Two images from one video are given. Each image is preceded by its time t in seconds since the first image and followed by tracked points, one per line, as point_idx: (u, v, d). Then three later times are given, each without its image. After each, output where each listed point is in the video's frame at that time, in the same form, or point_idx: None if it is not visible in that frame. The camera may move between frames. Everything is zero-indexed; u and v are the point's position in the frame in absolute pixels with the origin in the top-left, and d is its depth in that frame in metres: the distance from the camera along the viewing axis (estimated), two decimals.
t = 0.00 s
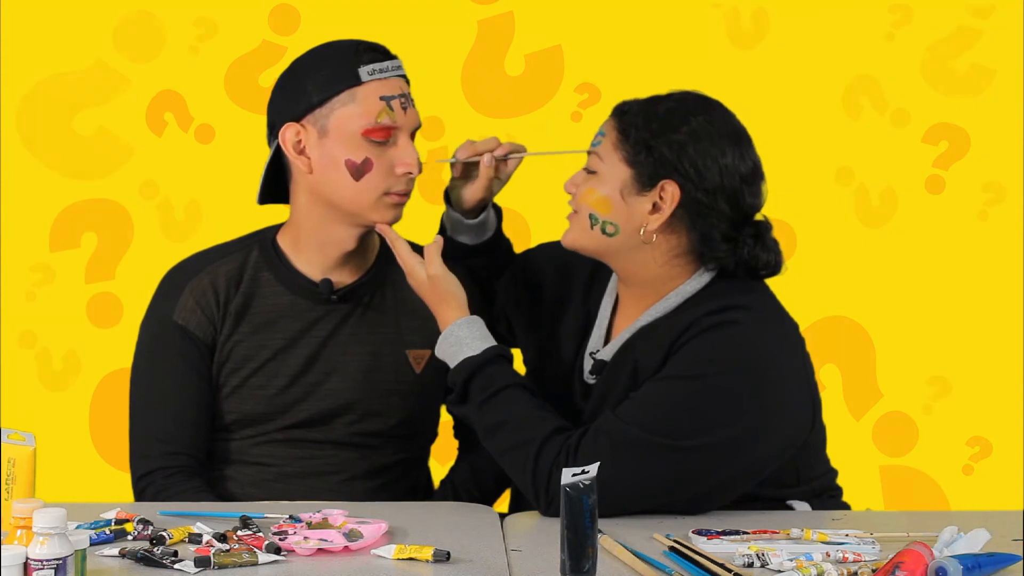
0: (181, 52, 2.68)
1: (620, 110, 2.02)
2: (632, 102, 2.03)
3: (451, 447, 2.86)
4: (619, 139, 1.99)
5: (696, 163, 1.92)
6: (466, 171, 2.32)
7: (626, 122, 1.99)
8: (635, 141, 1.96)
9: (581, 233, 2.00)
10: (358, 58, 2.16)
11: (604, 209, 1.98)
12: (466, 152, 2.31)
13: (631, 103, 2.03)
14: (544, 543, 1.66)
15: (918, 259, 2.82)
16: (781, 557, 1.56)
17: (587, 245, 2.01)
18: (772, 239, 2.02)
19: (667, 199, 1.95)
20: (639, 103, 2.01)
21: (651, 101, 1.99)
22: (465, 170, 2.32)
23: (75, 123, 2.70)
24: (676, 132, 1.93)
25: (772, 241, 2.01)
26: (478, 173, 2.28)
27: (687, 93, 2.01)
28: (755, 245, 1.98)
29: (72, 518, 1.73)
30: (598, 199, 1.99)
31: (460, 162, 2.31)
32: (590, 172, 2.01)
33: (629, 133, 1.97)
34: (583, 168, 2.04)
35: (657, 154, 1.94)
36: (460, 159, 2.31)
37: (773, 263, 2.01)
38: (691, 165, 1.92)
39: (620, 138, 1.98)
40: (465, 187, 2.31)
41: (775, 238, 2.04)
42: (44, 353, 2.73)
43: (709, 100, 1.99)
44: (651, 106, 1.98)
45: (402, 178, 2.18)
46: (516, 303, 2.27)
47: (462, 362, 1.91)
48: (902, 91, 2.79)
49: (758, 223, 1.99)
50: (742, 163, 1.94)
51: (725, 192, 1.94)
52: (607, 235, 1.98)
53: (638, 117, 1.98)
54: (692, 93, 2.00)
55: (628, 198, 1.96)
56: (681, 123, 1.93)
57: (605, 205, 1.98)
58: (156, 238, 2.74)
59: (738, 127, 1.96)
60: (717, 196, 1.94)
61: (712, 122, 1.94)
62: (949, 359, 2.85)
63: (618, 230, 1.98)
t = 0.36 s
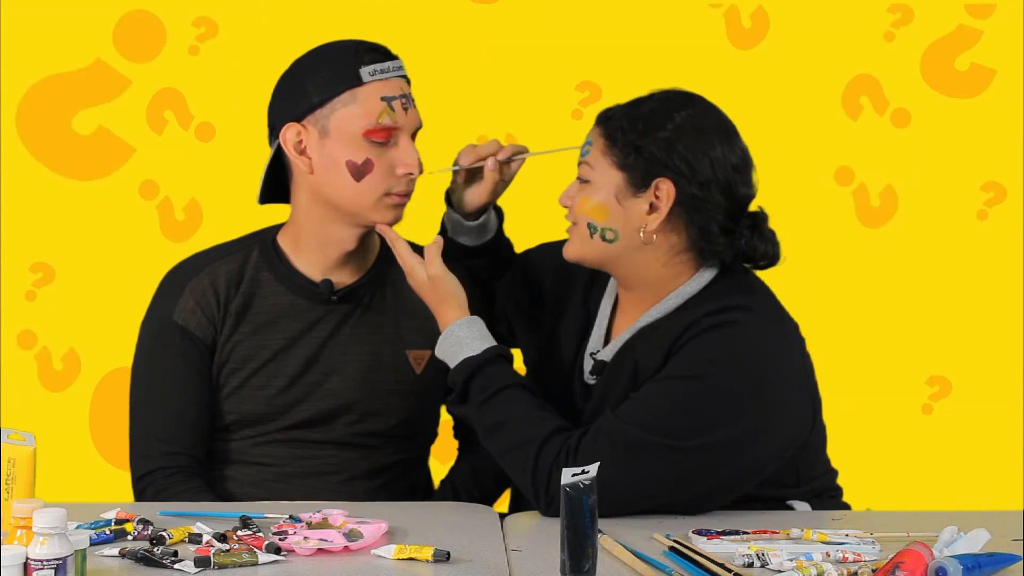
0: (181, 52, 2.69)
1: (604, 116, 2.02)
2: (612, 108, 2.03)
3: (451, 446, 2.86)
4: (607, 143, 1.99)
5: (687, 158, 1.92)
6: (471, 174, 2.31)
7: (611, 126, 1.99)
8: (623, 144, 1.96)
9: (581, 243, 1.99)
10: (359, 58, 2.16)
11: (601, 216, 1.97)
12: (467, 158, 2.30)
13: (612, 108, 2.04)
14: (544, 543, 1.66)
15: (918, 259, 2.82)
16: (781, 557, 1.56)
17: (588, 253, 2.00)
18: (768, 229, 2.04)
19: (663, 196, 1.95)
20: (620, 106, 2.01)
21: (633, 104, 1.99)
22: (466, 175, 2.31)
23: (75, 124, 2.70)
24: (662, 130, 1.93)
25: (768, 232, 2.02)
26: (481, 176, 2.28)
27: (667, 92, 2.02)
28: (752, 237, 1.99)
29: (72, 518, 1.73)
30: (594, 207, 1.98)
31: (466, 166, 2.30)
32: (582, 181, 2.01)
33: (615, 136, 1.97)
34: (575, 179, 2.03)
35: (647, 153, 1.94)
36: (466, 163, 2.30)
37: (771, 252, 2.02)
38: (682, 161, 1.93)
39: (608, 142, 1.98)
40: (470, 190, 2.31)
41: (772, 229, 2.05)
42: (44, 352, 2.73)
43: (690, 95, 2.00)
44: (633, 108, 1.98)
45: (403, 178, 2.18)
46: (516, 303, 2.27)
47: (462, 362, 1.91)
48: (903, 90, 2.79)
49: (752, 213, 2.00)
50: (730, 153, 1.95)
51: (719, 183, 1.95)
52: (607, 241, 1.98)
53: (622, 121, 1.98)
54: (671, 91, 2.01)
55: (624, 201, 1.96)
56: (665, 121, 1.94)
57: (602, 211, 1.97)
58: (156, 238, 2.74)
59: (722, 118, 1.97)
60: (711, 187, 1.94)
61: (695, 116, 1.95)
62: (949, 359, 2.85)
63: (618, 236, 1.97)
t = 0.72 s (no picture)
0: (181, 53, 2.68)
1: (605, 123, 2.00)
2: (612, 113, 2.02)
3: (452, 447, 2.86)
4: (609, 152, 1.98)
5: (691, 167, 1.92)
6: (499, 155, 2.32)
7: (613, 135, 1.98)
8: (626, 154, 1.96)
9: (586, 252, 2.01)
10: (359, 59, 2.16)
11: (605, 226, 1.98)
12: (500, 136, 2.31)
13: (612, 114, 2.03)
14: (544, 543, 1.66)
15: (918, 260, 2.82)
16: (781, 557, 1.56)
17: (592, 262, 2.01)
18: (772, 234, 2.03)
19: (667, 208, 1.95)
20: (621, 113, 2.00)
21: (633, 111, 1.98)
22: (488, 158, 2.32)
23: (75, 125, 2.70)
24: (665, 139, 1.93)
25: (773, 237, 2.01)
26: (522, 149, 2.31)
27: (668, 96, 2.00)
28: (756, 242, 1.98)
29: (72, 518, 1.73)
30: (597, 217, 1.99)
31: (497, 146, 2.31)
32: (584, 190, 2.01)
33: (618, 145, 1.96)
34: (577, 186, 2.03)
35: (650, 163, 1.93)
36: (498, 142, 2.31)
37: (775, 258, 2.01)
38: (687, 171, 1.92)
39: (611, 151, 1.97)
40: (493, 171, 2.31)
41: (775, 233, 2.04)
42: (43, 353, 2.73)
43: (690, 99, 1.98)
44: (634, 114, 1.97)
45: (404, 178, 2.18)
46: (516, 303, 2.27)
47: (462, 362, 1.91)
48: (902, 92, 2.79)
49: (756, 217, 1.99)
50: (733, 160, 1.94)
51: (724, 192, 1.94)
52: (611, 252, 1.99)
53: (624, 130, 1.97)
54: (672, 95, 2.00)
55: (627, 213, 1.96)
56: (667, 130, 1.93)
57: (605, 221, 1.98)
58: (156, 239, 2.74)
59: (725, 123, 1.96)
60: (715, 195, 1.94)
61: (698, 125, 1.94)
62: (949, 359, 2.85)
63: (622, 246, 1.98)
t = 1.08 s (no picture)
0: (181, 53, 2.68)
1: (629, 145, 1.91)
2: (635, 132, 1.92)
3: (452, 447, 2.86)
4: (627, 183, 1.90)
5: (708, 216, 1.86)
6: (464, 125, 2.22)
7: (633, 164, 1.89)
8: (645, 189, 1.88)
9: (587, 261, 1.98)
10: (361, 58, 2.16)
11: (610, 249, 1.94)
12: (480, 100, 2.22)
13: (635, 131, 1.93)
14: (544, 543, 1.66)
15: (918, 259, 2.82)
16: (781, 557, 1.56)
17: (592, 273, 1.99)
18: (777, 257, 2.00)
19: (677, 246, 1.91)
20: (645, 138, 1.90)
21: (660, 139, 1.88)
22: (462, 122, 2.22)
23: (75, 126, 2.71)
24: (689, 182, 1.85)
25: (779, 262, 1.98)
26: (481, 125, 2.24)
27: (696, 123, 1.90)
28: (763, 269, 1.95)
29: (72, 518, 1.73)
30: (604, 238, 1.94)
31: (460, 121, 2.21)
32: (594, 206, 1.95)
33: (636, 180, 1.89)
34: (588, 193, 1.97)
35: (669, 208, 1.87)
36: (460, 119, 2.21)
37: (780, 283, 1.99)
38: (704, 217, 1.86)
39: (629, 182, 1.90)
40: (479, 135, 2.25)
41: (781, 251, 2.01)
42: (43, 353, 2.73)
43: (720, 130, 1.89)
44: (658, 145, 1.88)
45: (405, 178, 2.18)
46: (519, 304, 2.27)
47: (462, 362, 1.91)
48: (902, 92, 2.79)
49: (767, 248, 1.95)
50: (753, 207, 1.88)
51: (737, 239, 1.89)
52: (613, 271, 1.97)
53: (648, 161, 1.88)
54: (702, 124, 1.89)
55: (635, 242, 1.92)
56: (692, 175, 1.85)
57: (613, 244, 1.94)
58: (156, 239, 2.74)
59: (750, 166, 1.88)
60: (729, 242, 1.89)
61: (725, 170, 1.86)
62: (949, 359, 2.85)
63: (626, 269, 1.96)
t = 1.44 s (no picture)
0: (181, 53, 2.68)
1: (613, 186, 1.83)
2: (620, 171, 1.83)
3: (451, 447, 2.86)
4: (613, 227, 1.83)
5: (698, 261, 1.80)
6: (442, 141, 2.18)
7: (618, 210, 1.82)
8: (631, 235, 1.81)
9: (578, 283, 1.95)
10: (359, 58, 2.16)
11: (600, 281, 1.91)
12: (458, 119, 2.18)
13: (620, 169, 1.84)
14: (543, 543, 1.66)
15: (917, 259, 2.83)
16: (781, 557, 1.56)
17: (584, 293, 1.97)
18: (778, 261, 1.94)
19: (666, 283, 1.86)
20: (630, 182, 1.81)
21: (646, 184, 1.80)
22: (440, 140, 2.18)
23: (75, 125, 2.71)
24: (676, 231, 1.78)
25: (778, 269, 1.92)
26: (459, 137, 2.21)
27: (684, 162, 1.80)
28: (761, 282, 1.90)
29: (72, 518, 1.73)
30: (593, 271, 1.90)
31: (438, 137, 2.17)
32: (582, 240, 1.89)
33: (622, 226, 1.82)
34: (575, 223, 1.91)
35: (655, 255, 1.81)
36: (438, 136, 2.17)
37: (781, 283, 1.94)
38: (693, 262, 1.80)
39: (615, 226, 1.83)
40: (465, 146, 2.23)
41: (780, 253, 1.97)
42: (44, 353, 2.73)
43: (708, 169, 1.79)
44: (643, 191, 1.80)
45: (403, 178, 2.18)
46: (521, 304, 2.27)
47: (462, 362, 1.91)
48: (902, 92, 2.79)
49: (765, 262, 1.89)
50: (744, 245, 1.81)
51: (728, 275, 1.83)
52: (605, 297, 1.94)
53: (633, 208, 1.80)
54: (689, 163, 1.80)
55: (624, 278, 1.88)
56: (679, 224, 1.78)
57: (602, 278, 1.90)
58: (156, 239, 2.74)
59: (742, 206, 1.79)
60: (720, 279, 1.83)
61: (713, 215, 1.78)
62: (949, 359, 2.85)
63: (617, 297, 1.93)
